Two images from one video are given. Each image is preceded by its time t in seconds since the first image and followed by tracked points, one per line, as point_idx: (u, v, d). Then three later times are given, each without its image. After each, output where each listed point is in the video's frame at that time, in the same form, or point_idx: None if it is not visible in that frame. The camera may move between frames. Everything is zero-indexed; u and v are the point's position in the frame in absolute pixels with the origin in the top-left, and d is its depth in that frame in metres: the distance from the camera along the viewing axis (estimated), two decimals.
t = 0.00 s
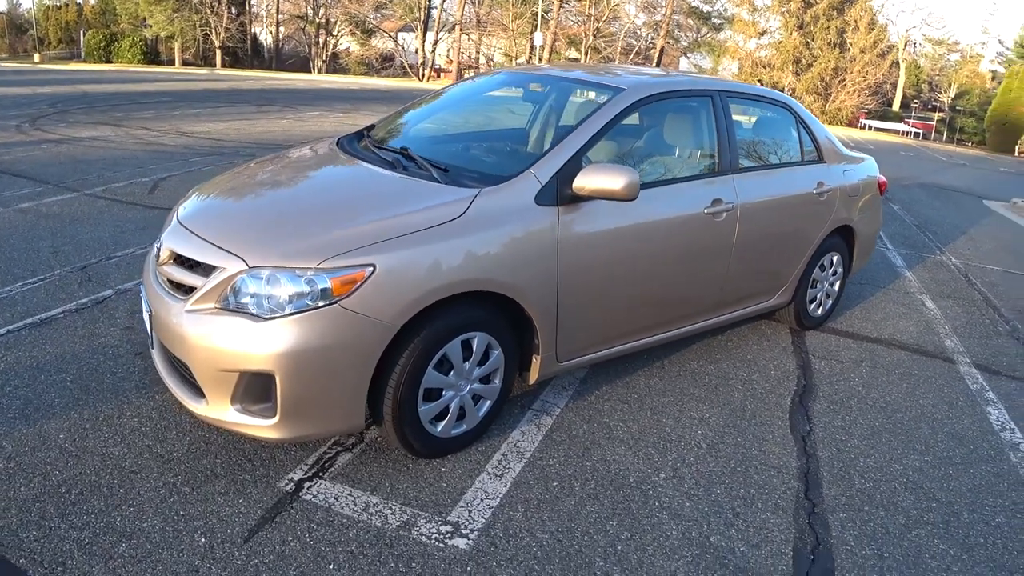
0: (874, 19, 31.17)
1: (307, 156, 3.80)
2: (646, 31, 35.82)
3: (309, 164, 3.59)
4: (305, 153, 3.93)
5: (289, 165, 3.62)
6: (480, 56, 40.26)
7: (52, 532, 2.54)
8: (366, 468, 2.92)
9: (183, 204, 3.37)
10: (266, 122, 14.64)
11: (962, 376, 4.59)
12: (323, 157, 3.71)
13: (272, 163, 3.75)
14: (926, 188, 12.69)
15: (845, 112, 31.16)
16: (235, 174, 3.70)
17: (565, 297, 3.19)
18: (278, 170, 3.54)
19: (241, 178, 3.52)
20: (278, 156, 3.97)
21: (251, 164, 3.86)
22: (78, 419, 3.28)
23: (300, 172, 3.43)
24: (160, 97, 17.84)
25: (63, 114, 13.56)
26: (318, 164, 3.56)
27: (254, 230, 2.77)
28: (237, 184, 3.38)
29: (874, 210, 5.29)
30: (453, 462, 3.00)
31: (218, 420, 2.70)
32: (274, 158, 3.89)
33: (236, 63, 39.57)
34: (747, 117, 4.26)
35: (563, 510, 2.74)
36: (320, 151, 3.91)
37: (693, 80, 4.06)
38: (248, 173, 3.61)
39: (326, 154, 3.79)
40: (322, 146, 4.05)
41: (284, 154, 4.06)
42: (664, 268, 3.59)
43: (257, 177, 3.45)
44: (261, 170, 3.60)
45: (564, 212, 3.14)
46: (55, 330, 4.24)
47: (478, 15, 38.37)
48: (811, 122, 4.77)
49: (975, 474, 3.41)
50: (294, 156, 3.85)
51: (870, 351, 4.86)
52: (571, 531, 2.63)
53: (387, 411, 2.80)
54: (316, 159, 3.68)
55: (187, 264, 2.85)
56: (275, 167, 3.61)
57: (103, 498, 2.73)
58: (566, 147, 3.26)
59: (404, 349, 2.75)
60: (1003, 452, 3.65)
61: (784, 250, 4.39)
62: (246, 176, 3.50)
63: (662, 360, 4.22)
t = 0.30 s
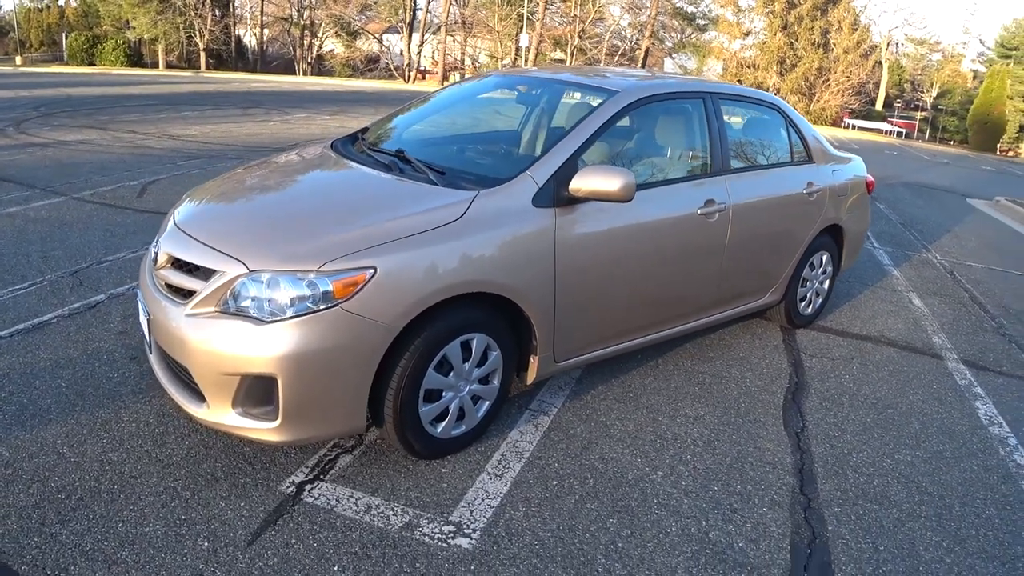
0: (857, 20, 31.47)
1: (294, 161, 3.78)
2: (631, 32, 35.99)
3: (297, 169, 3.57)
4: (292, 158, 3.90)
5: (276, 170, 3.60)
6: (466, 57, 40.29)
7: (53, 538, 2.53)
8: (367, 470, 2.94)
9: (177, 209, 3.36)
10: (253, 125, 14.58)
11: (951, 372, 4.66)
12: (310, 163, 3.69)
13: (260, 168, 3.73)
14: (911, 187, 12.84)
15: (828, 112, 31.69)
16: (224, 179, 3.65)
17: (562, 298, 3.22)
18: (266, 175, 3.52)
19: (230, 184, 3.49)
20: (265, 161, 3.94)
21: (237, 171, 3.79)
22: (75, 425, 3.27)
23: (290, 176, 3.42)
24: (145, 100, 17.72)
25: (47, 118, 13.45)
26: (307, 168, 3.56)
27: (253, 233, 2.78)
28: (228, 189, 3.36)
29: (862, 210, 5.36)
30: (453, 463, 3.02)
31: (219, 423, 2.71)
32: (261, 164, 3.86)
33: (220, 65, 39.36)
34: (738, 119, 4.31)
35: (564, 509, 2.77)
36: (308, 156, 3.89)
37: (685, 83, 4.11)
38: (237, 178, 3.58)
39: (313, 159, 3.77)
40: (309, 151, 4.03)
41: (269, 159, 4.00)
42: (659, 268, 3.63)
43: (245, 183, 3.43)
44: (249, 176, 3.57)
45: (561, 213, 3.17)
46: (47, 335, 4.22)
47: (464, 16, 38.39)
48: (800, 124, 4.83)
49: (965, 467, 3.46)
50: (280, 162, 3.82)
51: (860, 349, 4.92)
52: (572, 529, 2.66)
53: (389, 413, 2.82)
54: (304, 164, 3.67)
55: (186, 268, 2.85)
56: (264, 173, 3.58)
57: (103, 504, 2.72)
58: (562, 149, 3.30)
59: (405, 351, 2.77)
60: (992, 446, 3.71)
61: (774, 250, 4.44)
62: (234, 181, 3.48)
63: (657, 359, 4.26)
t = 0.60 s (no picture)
0: (839, 19, 31.75)
1: (281, 168, 3.77)
2: (615, 34, 36.13)
3: (284, 176, 3.56)
4: (279, 165, 3.89)
5: (264, 178, 3.59)
6: (451, 60, 40.27)
7: (49, 550, 2.52)
8: (363, 475, 2.94)
9: (167, 218, 3.34)
10: (239, 131, 14.52)
11: (939, 368, 4.72)
12: (296, 170, 3.68)
13: (247, 176, 3.72)
14: (895, 184, 12.96)
15: (813, 110, 31.82)
16: (210, 188, 3.60)
17: (554, 301, 3.24)
18: (253, 183, 3.51)
19: (217, 192, 3.47)
20: (252, 168, 3.91)
21: (223, 180, 3.74)
22: (67, 436, 3.25)
23: (277, 184, 3.41)
24: (129, 106, 17.62)
25: (31, 126, 13.33)
26: (294, 175, 3.55)
27: (244, 241, 2.77)
28: (216, 198, 3.34)
29: (849, 208, 5.41)
30: (449, 467, 3.03)
31: (214, 432, 2.71)
32: (247, 172, 3.84)
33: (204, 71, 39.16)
34: (725, 120, 4.35)
35: (560, 510, 2.79)
36: (295, 163, 3.88)
37: (672, 85, 4.14)
38: (225, 186, 3.56)
39: (300, 166, 3.76)
40: (296, 158, 4.01)
41: (256, 167, 3.93)
42: (649, 270, 3.65)
43: (233, 191, 3.42)
44: (236, 184, 3.55)
45: (553, 216, 3.19)
46: (37, 346, 4.19)
47: (449, 19, 38.42)
48: (786, 124, 4.87)
49: (955, 462, 3.51)
50: (267, 169, 3.81)
51: (849, 346, 4.97)
52: (569, 531, 2.67)
53: (384, 419, 2.82)
54: (291, 171, 3.66)
55: (178, 277, 2.84)
56: (251, 180, 3.57)
57: (98, 514, 2.71)
58: (552, 152, 3.32)
59: (399, 357, 2.78)
60: (981, 440, 3.76)
61: (763, 249, 4.48)
62: (222, 190, 3.46)
63: (648, 360, 4.28)
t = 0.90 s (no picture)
0: (830, 24, 31.95)
1: (274, 173, 3.76)
2: (607, 39, 36.29)
3: (276, 181, 3.55)
4: (272, 170, 3.88)
5: (256, 183, 3.58)
6: (443, 65, 40.33)
7: (42, 558, 2.50)
8: (359, 481, 2.93)
9: (160, 223, 3.32)
10: (231, 135, 14.49)
11: (932, 371, 4.74)
12: (289, 175, 3.67)
13: (240, 181, 3.71)
14: (887, 188, 13.04)
15: (804, 114, 32.31)
16: (204, 193, 3.59)
17: (548, 305, 3.23)
18: (246, 188, 3.49)
19: (210, 197, 3.45)
20: (244, 173, 3.90)
21: (216, 184, 3.73)
22: (60, 442, 3.22)
23: (270, 189, 3.40)
24: (120, 111, 17.56)
25: (21, 130, 13.27)
26: (288, 180, 3.54)
27: (238, 246, 2.76)
28: (209, 203, 3.33)
29: (842, 212, 5.43)
30: (445, 472, 3.03)
31: (210, 437, 2.69)
32: (240, 177, 3.82)
33: (196, 75, 39.09)
34: (719, 124, 4.37)
35: (557, 515, 2.78)
36: (289, 168, 3.86)
37: (666, 90, 4.15)
38: (218, 191, 3.54)
39: (293, 171, 3.75)
40: (289, 163, 4.00)
41: (249, 172, 3.92)
42: (644, 274, 3.66)
43: (226, 196, 3.40)
44: (229, 189, 3.53)
45: (548, 221, 3.20)
46: (29, 352, 4.16)
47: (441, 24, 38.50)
48: (779, 128, 4.89)
49: (948, 465, 3.53)
50: (260, 174, 3.80)
51: (843, 350, 4.99)
52: (566, 536, 2.67)
53: (380, 424, 2.82)
54: (284, 176, 3.65)
55: (172, 281, 2.82)
56: (243, 185, 3.55)
57: (92, 521, 2.69)
58: (547, 157, 3.33)
59: (396, 362, 2.77)
60: (975, 443, 3.78)
61: (757, 254, 4.50)
62: (216, 195, 3.44)
63: (643, 364, 4.28)
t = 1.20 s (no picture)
0: (833, 35, 32.01)
1: (277, 175, 3.76)
2: (610, 46, 36.37)
3: (279, 182, 3.55)
4: (275, 171, 3.87)
5: (259, 184, 3.57)
6: (447, 69, 40.40)
7: (40, 556, 2.49)
8: (358, 484, 2.92)
9: (162, 223, 3.32)
10: (234, 136, 14.50)
11: (933, 383, 4.73)
12: (292, 176, 3.67)
13: (243, 182, 3.70)
14: (888, 199, 13.06)
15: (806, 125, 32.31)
16: (206, 193, 3.58)
17: (551, 310, 3.23)
18: (249, 188, 3.49)
19: (213, 198, 3.44)
20: (247, 174, 3.89)
21: (219, 185, 3.72)
22: (58, 440, 3.21)
23: (273, 190, 3.40)
24: (123, 110, 17.56)
25: (24, 127, 13.27)
26: (291, 182, 3.54)
27: (241, 247, 2.76)
28: (212, 203, 3.32)
29: (844, 222, 5.43)
30: (445, 476, 3.02)
31: (210, 438, 2.68)
32: (243, 178, 3.81)
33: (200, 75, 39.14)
34: (723, 133, 4.37)
35: (557, 521, 2.78)
36: (292, 170, 3.86)
37: (670, 97, 4.16)
38: (221, 192, 3.53)
39: (296, 173, 3.75)
40: (292, 164, 4.00)
41: (252, 172, 3.92)
42: (646, 281, 3.65)
43: (229, 197, 3.40)
44: (232, 190, 3.53)
45: (552, 227, 3.20)
46: (28, 349, 4.15)
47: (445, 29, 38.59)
48: (783, 138, 4.90)
49: (949, 476, 3.52)
50: (263, 175, 3.79)
51: (844, 360, 4.98)
52: (566, 542, 2.66)
53: (382, 428, 2.81)
54: (287, 178, 3.65)
55: (175, 281, 2.81)
56: (246, 186, 3.55)
57: (90, 520, 2.68)
58: (552, 163, 3.33)
59: (398, 366, 2.77)
60: (976, 455, 3.77)
61: (759, 262, 4.49)
62: (218, 195, 3.44)
63: (644, 371, 4.28)
